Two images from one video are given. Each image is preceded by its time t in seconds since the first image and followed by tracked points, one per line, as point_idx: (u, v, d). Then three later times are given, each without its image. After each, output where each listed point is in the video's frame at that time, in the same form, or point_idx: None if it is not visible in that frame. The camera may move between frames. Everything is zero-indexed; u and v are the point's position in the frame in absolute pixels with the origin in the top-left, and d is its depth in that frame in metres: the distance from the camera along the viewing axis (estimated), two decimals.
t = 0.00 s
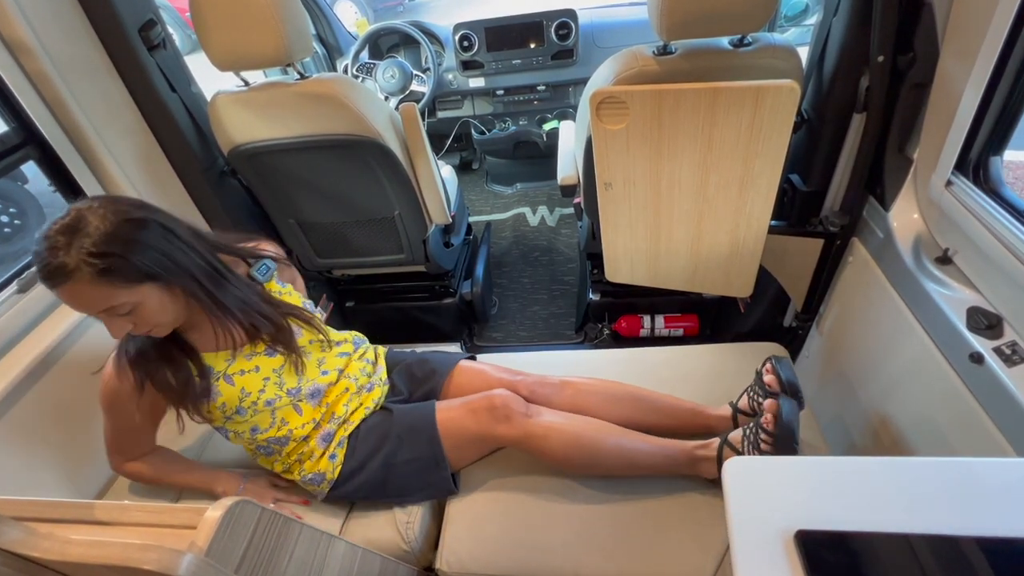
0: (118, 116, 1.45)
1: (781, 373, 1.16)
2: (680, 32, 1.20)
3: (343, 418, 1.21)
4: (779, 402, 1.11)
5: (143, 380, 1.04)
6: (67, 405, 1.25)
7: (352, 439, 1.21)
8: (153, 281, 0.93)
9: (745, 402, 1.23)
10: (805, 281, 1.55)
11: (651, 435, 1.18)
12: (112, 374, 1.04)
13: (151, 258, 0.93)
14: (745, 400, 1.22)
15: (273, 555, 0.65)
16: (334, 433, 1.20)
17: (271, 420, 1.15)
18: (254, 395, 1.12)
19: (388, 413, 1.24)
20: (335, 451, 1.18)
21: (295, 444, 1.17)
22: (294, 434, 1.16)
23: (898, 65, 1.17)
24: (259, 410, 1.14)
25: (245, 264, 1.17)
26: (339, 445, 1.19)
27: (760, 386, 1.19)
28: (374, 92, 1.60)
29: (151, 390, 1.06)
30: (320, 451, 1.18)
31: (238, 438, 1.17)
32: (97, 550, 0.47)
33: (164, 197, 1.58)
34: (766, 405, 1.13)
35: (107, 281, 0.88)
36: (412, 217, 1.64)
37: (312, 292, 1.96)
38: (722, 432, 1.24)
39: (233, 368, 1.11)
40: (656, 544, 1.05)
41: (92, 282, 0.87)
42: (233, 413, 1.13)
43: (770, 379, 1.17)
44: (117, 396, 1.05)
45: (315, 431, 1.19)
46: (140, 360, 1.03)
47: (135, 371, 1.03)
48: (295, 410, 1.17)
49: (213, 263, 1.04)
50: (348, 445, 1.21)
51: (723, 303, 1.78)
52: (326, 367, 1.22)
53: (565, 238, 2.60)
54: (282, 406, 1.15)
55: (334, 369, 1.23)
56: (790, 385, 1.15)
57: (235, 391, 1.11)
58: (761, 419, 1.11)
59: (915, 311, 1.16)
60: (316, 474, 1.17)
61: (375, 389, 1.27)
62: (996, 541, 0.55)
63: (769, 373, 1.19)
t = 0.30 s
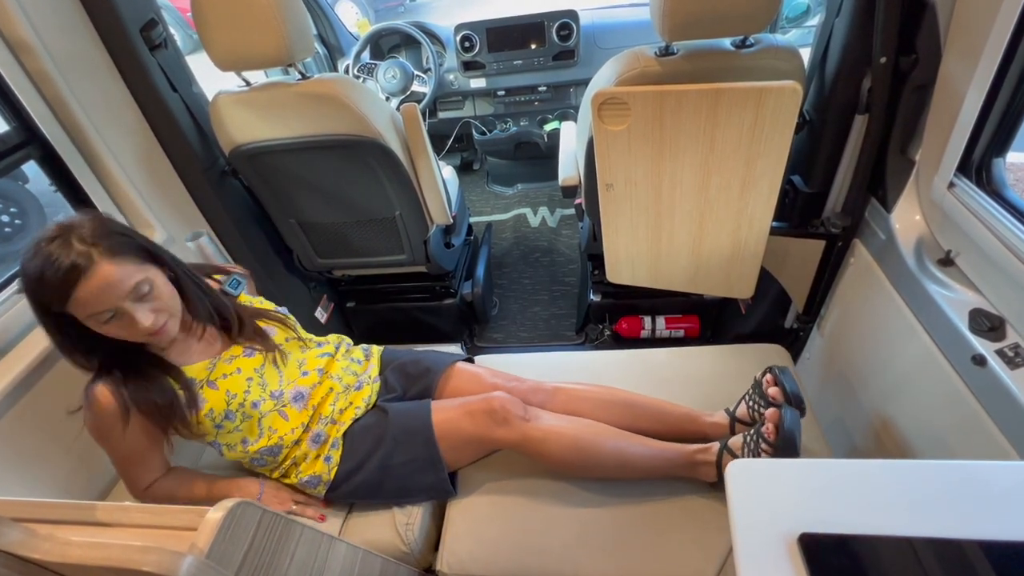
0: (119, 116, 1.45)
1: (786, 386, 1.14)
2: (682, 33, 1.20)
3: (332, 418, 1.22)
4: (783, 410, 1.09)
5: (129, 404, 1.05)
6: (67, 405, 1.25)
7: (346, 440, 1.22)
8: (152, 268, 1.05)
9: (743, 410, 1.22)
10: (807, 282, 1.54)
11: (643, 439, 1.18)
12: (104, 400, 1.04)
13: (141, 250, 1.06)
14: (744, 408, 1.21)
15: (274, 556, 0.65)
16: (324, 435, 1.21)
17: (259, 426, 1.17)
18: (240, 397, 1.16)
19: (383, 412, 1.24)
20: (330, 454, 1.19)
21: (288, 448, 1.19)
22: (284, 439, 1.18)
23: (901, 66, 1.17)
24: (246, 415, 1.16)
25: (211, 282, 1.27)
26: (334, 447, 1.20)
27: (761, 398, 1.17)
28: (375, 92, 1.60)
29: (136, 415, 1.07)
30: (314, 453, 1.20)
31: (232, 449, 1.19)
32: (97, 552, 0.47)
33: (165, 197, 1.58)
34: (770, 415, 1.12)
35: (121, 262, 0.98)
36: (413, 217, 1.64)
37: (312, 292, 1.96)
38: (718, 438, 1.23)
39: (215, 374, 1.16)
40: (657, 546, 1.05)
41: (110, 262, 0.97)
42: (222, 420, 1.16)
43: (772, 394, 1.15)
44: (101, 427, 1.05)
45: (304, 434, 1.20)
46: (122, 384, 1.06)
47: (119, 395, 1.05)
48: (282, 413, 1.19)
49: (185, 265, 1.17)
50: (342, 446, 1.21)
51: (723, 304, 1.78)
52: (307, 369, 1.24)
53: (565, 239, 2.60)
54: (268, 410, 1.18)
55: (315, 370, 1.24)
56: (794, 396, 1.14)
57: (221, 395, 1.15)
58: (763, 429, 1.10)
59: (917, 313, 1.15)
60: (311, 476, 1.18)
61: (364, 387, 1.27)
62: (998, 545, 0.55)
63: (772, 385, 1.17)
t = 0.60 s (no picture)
0: (120, 115, 1.45)
1: (797, 391, 1.14)
2: (684, 33, 1.20)
3: (324, 423, 1.22)
4: (787, 413, 1.09)
5: (129, 424, 1.05)
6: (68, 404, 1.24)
7: (341, 444, 1.21)
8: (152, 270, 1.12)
9: (748, 412, 1.22)
10: (809, 283, 1.54)
11: (646, 438, 1.17)
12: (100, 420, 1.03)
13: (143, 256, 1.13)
14: (749, 410, 1.22)
15: (275, 557, 0.65)
16: (318, 441, 1.21)
17: (251, 436, 1.18)
18: (231, 404, 1.17)
19: (378, 416, 1.23)
20: (325, 458, 1.20)
21: (283, 456, 1.19)
22: (278, 448, 1.18)
23: (904, 67, 1.17)
24: (239, 424, 1.17)
25: (199, 299, 1.32)
26: (329, 452, 1.20)
27: (770, 401, 1.17)
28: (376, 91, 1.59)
29: (137, 434, 1.06)
30: (310, 459, 1.21)
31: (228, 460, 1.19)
32: (97, 553, 0.47)
33: (165, 196, 1.58)
34: (773, 417, 1.12)
35: (126, 258, 1.06)
36: (414, 217, 1.63)
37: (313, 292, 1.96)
38: (719, 437, 1.23)
39: (204, 386, 1.18)
40: (658, 547, 1.04)
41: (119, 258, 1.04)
42: (216, 430, 1.16)
43: (782, 398, 1.15)
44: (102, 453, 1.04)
45: (298, 441, 1.21)
46: (120, 406, 1.06)
47: (118, 415, 1.04)
48: (274, 421, 1.20)
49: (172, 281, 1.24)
50: (338, 450, 1.21)
51: (724, 305, 1.78)
52: (296, 376, 1.26)
53: (567, 240, 2.59)
54: (260, 419, 1.19)
55: (303, 377, 1.26)
56: (805, 401, 1.14)
57: (211, 404, 1.16)
58: (766, 430, 1.11)
59: (921, 314, 1.15)
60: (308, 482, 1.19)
61: (356, 390, 1.27)
62: (1002, 548, 0.54)
63: (783, 389, 1.16)
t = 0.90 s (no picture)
0: (123, 116, 1.45)
1: (817, 394, 1.13)
2: (688, 35, 1.20)
3: (324, 423, 1.22)
4: (807, 416, 1.10)
5: (147, 430, 1.05)
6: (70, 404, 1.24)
7: (344, 444, 1.21)
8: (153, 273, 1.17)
9: (756, 415, 1.22)
10: (812, 286, 1.53)
11: (649, 440, 1.17)
12: (118, 432, 1.05)
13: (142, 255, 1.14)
14: (759, 413, 1.22)
15: (279, 558, 0.65)
16: (317, 441, 1.20)
17: (253, 439, 1.17)
18: (234, 409, 1.16)
19: (382, 416, 1.23)
20: (326, 459, 1.19)
21: (283, 457, 1.18)
22: (277, 449, 1.18)
23: (908, 69, 1.17)
24: (242, 428, 1.17)
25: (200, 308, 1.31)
26: (330, 452, 1.19)
27: (784, 404, 1.17)
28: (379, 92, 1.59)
29: (157, 437, 1.07)
30: (310, 459, 1.20)
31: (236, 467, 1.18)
32: (102, 555, 0.46)
33: (167, 197, 1.58)
34: (791, 419, 1.13)
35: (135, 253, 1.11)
36: (417, 219, 1.63)
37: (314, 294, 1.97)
38: (723, 440, 1.23)
39: (207, 392, 1.17)
40: (662, 551, 1.04)
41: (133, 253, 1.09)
42: (220, 436, 1.15)
43: (799, 402, 1.13)
44: (138, 465, 1.06)
45: (297, 442, 1.20)
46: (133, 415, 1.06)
47: (134, 424, 1.05)
48: (274, 423, 1.19)
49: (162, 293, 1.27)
50: (339, 451, 1.20)
51: (727, 307, 1.78)
52: (295, 377, 1.25)
53: (569, 241, 2.59)
54: (261, 422, 1.18)
55: (301, 378, 1.26)
56: (824, 405, 1.13)
57: (214, 411, 1.15)
58: (785, 432, 1.11)
59: (925, 317, 1.15)
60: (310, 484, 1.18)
61: (356, 391, 1.26)
62: (1010, 552, 0.54)
63: (800, 393, 1.16)
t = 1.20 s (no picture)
0: (126, 118, 1.45)
1: (808, 395, 1.13)
2: (690, 37, 1.20)
3: (319, 425, 1.21)
4: (796, 415, 1.09)
5: (149, 433, 1.06)
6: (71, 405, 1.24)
7: (341, 445, 1.21)
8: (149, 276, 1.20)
9: (753, 416, 1.21)
10: (814, 288, 1.53)
11: (650, 442, 1.16)
12: (119, 438, 1.07)
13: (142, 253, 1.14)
14: (754, 415, 1.21)
15: (280, 558, 0.65)
16: (315, 442, 1.20)
17: (250, 442, 1.18)
18: (230, 414, 1.17)
19: (379, 415, 1.23)
20: (325, 460, 1.18)
21: (280, 460, 1.18)
22: (274, 452, 1.18)
23: (910, 72, 1.17)
24: (239, 432, 1.17)
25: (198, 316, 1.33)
26: (329, 454, 1.19)
27: (778, 405, 1.16)
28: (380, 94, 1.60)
29: (158, 437, 1.07)
30: (308, 461, 1.20)
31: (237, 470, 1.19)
32: (104, 554, 0.46)
33: (170, 198, 1.58)
34: (782, 420, 1.12)
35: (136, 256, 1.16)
36: (418, 220, 1.64)
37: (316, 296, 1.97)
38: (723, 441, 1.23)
39: (204, 397, 1.18)
40: (663, 553, 1.03)
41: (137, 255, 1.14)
42: (217, 440, 1.16)
43: (791, 402, 1.14)
44: (149, 466, 1.08)
45: (294, 445, 1.20)
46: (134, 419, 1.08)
47: (137, 427, 1.07)
48: (270, 426, 1.19)
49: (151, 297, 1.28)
50: (337, 451, 1.20)
51: (728, 309, 1.78)
52: (290, 381, 1.26)
53: (570, 243, 2.59)
54: (257, 425, 1.19)
55: (297, 382, 1.26)
56: (815, 405, 1.13)
57: (211, 416, 1.16)
58: (773, 433, 1.10)
59: (926, 319, 1.14)
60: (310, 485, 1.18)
61: (351, 392, 1.26)
62: (1013, 554, 0.54)
63: (791, 394, 1.16)
